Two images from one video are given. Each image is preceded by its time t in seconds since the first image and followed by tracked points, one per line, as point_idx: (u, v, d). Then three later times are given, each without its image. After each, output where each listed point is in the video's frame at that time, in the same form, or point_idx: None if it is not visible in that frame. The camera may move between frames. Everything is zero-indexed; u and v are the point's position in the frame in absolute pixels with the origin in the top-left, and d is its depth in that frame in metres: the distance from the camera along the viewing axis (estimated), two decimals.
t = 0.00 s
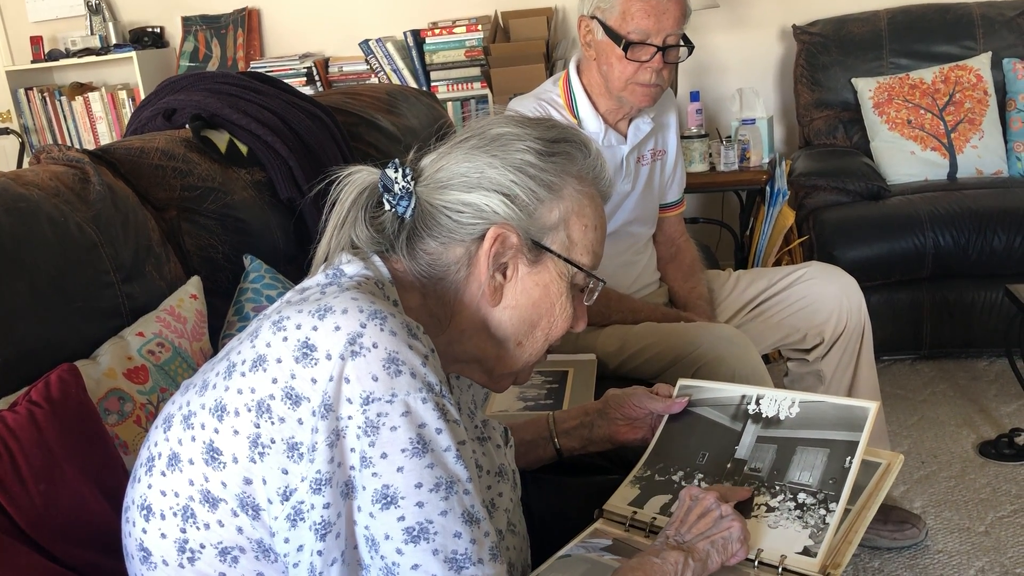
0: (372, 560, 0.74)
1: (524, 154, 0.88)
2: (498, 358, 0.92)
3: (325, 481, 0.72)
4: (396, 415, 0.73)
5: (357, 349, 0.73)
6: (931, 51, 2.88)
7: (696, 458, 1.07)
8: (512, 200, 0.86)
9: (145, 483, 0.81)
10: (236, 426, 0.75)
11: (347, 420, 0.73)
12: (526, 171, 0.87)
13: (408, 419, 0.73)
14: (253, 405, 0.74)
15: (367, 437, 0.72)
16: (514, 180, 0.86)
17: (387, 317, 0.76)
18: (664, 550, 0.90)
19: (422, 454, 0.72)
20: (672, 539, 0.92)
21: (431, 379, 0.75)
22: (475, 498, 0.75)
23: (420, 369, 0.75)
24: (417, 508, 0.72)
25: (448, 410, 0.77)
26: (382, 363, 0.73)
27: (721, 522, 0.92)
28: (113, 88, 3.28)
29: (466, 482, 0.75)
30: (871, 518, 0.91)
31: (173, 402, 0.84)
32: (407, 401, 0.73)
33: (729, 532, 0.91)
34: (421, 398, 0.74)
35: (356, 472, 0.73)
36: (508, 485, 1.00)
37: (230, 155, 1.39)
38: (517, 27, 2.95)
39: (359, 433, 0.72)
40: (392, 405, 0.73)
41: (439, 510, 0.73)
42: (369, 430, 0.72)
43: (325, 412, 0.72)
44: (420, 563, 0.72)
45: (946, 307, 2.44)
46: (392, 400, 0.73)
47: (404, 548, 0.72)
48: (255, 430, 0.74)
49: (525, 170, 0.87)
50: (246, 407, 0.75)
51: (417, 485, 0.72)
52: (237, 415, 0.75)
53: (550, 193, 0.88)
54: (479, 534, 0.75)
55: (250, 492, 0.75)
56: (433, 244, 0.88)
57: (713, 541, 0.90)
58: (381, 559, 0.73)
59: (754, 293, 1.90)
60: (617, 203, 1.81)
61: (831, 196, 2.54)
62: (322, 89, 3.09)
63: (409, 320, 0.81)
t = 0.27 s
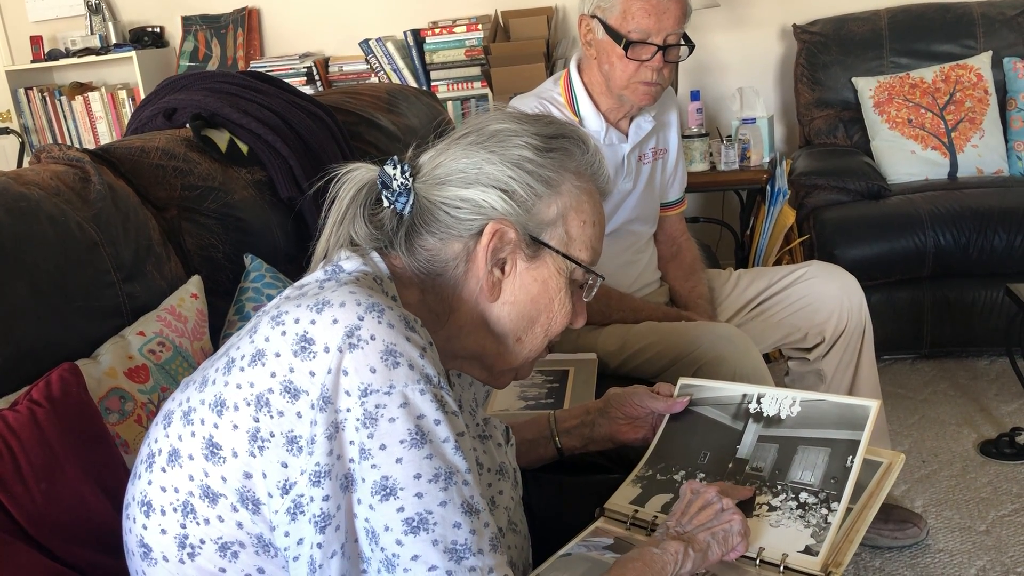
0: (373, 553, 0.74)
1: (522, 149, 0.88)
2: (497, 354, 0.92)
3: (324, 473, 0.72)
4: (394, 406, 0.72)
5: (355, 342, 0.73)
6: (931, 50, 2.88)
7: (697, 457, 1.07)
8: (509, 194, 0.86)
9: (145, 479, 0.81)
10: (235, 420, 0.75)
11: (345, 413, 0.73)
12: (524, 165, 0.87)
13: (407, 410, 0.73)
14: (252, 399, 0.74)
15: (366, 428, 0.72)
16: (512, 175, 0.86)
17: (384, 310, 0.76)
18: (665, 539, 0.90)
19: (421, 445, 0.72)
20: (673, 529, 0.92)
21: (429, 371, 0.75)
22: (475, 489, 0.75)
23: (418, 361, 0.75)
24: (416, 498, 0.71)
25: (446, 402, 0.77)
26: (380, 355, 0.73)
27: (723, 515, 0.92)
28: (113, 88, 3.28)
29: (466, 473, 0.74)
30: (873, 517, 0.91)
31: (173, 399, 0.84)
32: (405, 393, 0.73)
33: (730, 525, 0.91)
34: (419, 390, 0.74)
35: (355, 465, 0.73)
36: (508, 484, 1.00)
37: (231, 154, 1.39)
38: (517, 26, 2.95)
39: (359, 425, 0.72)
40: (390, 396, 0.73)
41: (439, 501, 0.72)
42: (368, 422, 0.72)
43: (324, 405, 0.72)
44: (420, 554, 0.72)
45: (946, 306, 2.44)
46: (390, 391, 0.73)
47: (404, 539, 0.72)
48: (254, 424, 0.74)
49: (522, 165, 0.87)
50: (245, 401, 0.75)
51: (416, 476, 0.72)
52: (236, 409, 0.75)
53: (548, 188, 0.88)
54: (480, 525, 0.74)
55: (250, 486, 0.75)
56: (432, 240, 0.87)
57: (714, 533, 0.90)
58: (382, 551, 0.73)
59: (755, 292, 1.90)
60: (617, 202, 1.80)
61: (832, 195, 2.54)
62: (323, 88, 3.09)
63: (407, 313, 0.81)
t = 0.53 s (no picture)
0: (367, 549, 0.74)
1: (518, 147, 0.88)
2: (495, 351, 0.92)
3: (321, 470, 0.72)
4: (390, 403, 0.72)
5: (351, 339, 0.73)
6: (932, 50, 2.88)
7: (697, 458, 1.07)
8: (506, 192, 0.86)
9: (144, 478, 0.81)
10: (233, 417, 0.75)
11: (342, 409, 0.73)
12: (520, 163, 0.87)
13: (402, 407, 0.73)
14: (249, 396, 0.75)
15: (362, 425, 0.72)
16: (507, 172, 0.86)
17: (381, 307, 0.76)
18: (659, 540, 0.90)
19: (416, 442, 0.72)
20: (668, 530, 0.92)
21: (424, 368, 0.75)
22: (469, 486, 0.75)
23: (414, 358, 0.75)
24: (410, 495, 0.71)
25: (442, 400, 0.77)
26: (376, 352, 0.73)
27: (719, 517, 0.92)
28: (114, 89, 3.28)
29: (460, 470, 0.75)
30: (873, 518, 0.91)
31: (172, 398, 0.84)
32: (401, 389, 0.73)
33: (725, 527, 0.91)
34: (415, 387, 0.74)
35: (351, 461, 0.73)
36: (508, 484, 0.99)
37: (232, 154, 1.39)
38: (518, 27, 2.95)
39: (354, 421, 0.72)
40: (386, 393, 0.73)
41: (433, 498, 0.72)
42: (363, 419, 0.72)
43: (320, 401, 0.72)
44: (413, 550, 0.72)
45: (947, 307, 2.44)
46: (386, 388, 0.73)
47: (398, 535, 0.71)
48: (252, 421, 0.74)
49: (518, 163, 0.87)
50: (242, 398, 0.75)
51: (410, 472, 0.72)
52: (234, 407, 0.75)
53: (544, 186, 0.88)
54: (473, 522, 0.74)
55: (248, 483, 0.75)
56: (429, 239, 0.88)
57: (709, 534, 0.90)
58: (376, 547, 0.73)
59: (756, 292, 1.90)
60: (618, 202, 1.80)
61: (832, 195, 2.54)
62: (323, 89, 3.09)
63: (404, 311, 0.81)
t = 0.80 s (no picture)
0: (369, 551, 0.74)
1: (520, 149, 0.88)
2: (497, 352, 0.92)
3: (323, 471, 0.72)
4: (392, 405, 0.73)
5: (354, 340, 0.74)
6: (932, 52, 2.88)
7: (698, 460, 1.07)
8: (507, 194, 0.86)
9: (146, 479, 0.81)
10: (235, 419, 0.75)
11: (344, 410, 0.73)
12: (522, 165, 0.87)
13: (404, 409, 0.73)
14: (251, 397, 0.75)
15: (364, 427, 0.72)
16: (509, 174, 0.87)
17: (383, 309, 0.76)
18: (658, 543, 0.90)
19: (418, 444, 0.72)
20: (668, 533, 0.92)
21: (426, 370, 0.75)
22: (471, 488, 0.75)
23: (416, 360, 0.75)
24: (412, 497, 0.72)
25: (443, 402, 0.77)
26: (379, 353, 0.73)
27: (719, 520, 0.92)
28: (115, 90, 3.29)
29: (461, 473, 0.75)
30: (873, 520, 0.91)
31: (175, 399, 0.84)
32: (403, 391, 0.73)
33: (725, 530, 0.91)
34: (417, 388, 0.74)
35: (353, 463, 0.73)
36: (508, 486, 1.00)
37: (233, 156, 1.39)
38: (518, 28, 2.95)
39: (356, 423, 0.72)
40: (388, 395, 0.73)
41: (434, 500, 0.72)
42: (365, 420, 0.72)
43: (323, 402, 0.72)
44: (414, 552, 0.72)
45: (948, 308, 2.44)
46: (388, 390, 0.73)
47: (399, 537, 0.72)
48: (254, 422, 0.74)
49: (520, 165, 0.87)
50: (244, 400, 0.75)
51: (412, 474, 0.72)
52: (236, 408, 0.75)
53: (546, 187, 0.88)
54: (474, 524, 0.75)
55: (250, 484, 0.76)
56: (430, 240, 0.88)
57: (709, 537, 0.90)
58: (377, 548, 0.73)
59: (757, 293, 1.90)
60: (618, 203, 1.81)
61: (833, 197, 2.54)
62: (324, 90, 3.10)
63: (406, 313, 0.81)
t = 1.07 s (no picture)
0: (369, 554, 0.74)
1: (521, 152, 0.88)
2: (497, 355, 0.92)
3: (324, 475, 0.72)
4: (392, 409, 0.73)
5: (354, 344, 0.73)
6: (933, 53, 2.88)
7: (698, 461, 1.07)
8: (508, 197, 0.86)
9: (145, 481, 0.81)
10: (235, 422, 0.75)
11: (344, 414, 0.73)
12: (523, 168, 0.87)
13: (404, 413, 0.73)
14: (251, 401, 0.75)
15: (364, 430, 0.72)
16: (510, 176, 0.86)
17: (384, 312, 0.76)
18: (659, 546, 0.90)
19: (418, 448, 0.72)
20: (669, 536, 0.92)
21: (427, 373, 0.75)
22: (471, 492, 0.75)
23: (417, 363, 0.75)
24: (412, 501, 0.72)
25: (444, 405, 0.77)
26: (379, 357, 0.73)
27: (720, 523, 0.92)
28: (115, 91, 3.29)
29: (462, 477, 0.75)
30: (874, 522, 0.91)
31: (175, 401, 0.84)
32: (403, 395, 0.73)
33: (726, 533, 0.91)
34: (417, 392, 0.74)
35: (353, 466, 0.73)
36: (508, 487, 0.99)
37: (233, 157, 1.39)
38: (519, 29, 2.95)
39: (357, 426, 0.72)
40: (388, 399, 0.73)
41: (434, 504, 0.72)
42: (366, 424, 0.72)
43: (323, 406, 0.72)
44: (415, 556, 0.72)
45: (949, 309, 2.44)
46: (388, 393, 0.73)
47: (400, 541, 0.72)
48: (254, 426, 0.74)
49: (521, 168, 0.87)
50: (245, 403, 0.75)
51: (412, 479, 0.72)
52: (236, 411, 0.75)
53: (547, 190, 0.88)
54: (474, 528, 0.75)
55: (250, 487, 0.75)
56: (431, 242, 0.88)
57: (710, 540, 0.90)
58: (377, 552, 0.73)
59: (758, 294, 1.89)
60: (619, 205, 1.81)
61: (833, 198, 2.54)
62: (324, 91, 3.10)
63: (406, 315, 0.81)
